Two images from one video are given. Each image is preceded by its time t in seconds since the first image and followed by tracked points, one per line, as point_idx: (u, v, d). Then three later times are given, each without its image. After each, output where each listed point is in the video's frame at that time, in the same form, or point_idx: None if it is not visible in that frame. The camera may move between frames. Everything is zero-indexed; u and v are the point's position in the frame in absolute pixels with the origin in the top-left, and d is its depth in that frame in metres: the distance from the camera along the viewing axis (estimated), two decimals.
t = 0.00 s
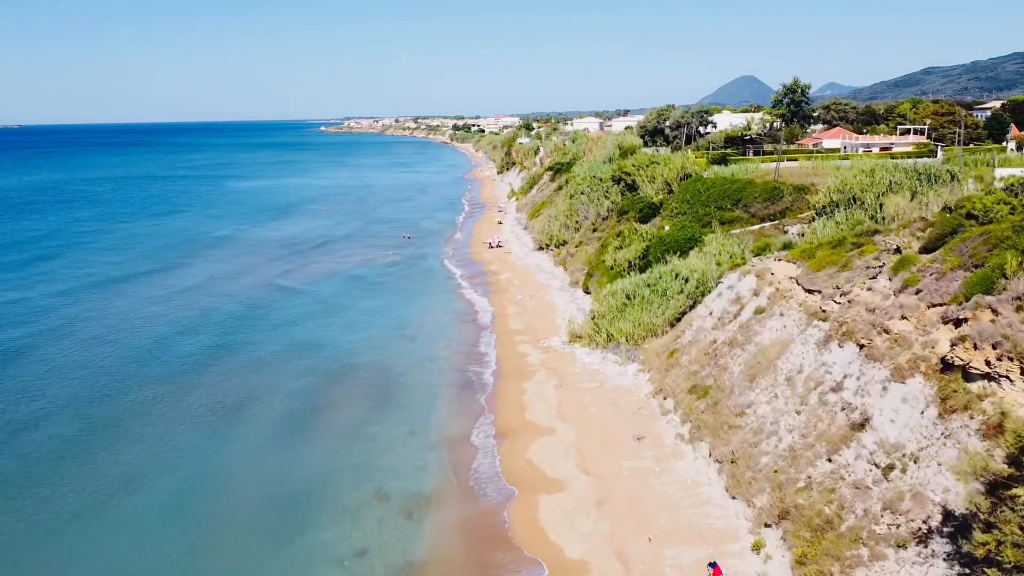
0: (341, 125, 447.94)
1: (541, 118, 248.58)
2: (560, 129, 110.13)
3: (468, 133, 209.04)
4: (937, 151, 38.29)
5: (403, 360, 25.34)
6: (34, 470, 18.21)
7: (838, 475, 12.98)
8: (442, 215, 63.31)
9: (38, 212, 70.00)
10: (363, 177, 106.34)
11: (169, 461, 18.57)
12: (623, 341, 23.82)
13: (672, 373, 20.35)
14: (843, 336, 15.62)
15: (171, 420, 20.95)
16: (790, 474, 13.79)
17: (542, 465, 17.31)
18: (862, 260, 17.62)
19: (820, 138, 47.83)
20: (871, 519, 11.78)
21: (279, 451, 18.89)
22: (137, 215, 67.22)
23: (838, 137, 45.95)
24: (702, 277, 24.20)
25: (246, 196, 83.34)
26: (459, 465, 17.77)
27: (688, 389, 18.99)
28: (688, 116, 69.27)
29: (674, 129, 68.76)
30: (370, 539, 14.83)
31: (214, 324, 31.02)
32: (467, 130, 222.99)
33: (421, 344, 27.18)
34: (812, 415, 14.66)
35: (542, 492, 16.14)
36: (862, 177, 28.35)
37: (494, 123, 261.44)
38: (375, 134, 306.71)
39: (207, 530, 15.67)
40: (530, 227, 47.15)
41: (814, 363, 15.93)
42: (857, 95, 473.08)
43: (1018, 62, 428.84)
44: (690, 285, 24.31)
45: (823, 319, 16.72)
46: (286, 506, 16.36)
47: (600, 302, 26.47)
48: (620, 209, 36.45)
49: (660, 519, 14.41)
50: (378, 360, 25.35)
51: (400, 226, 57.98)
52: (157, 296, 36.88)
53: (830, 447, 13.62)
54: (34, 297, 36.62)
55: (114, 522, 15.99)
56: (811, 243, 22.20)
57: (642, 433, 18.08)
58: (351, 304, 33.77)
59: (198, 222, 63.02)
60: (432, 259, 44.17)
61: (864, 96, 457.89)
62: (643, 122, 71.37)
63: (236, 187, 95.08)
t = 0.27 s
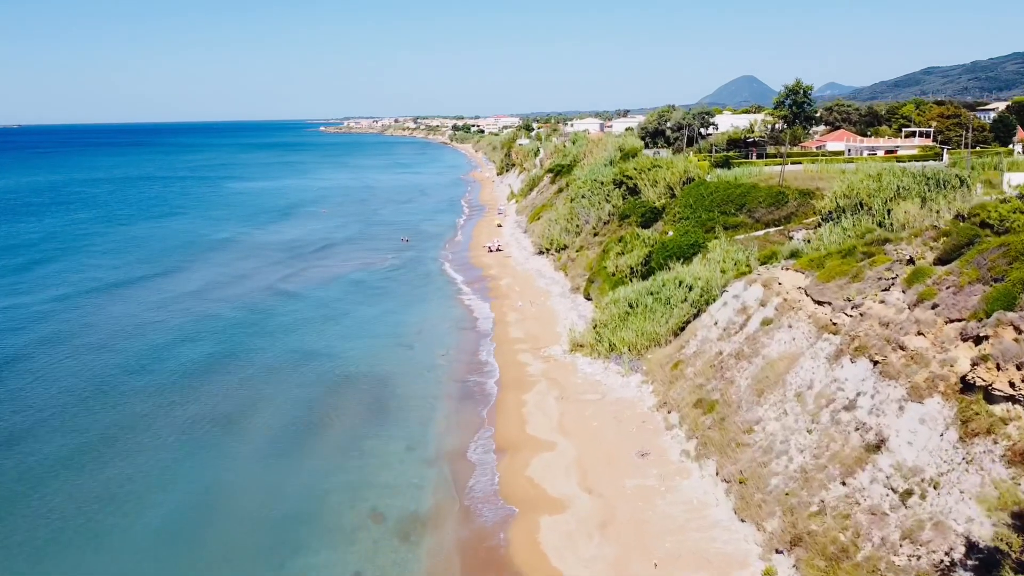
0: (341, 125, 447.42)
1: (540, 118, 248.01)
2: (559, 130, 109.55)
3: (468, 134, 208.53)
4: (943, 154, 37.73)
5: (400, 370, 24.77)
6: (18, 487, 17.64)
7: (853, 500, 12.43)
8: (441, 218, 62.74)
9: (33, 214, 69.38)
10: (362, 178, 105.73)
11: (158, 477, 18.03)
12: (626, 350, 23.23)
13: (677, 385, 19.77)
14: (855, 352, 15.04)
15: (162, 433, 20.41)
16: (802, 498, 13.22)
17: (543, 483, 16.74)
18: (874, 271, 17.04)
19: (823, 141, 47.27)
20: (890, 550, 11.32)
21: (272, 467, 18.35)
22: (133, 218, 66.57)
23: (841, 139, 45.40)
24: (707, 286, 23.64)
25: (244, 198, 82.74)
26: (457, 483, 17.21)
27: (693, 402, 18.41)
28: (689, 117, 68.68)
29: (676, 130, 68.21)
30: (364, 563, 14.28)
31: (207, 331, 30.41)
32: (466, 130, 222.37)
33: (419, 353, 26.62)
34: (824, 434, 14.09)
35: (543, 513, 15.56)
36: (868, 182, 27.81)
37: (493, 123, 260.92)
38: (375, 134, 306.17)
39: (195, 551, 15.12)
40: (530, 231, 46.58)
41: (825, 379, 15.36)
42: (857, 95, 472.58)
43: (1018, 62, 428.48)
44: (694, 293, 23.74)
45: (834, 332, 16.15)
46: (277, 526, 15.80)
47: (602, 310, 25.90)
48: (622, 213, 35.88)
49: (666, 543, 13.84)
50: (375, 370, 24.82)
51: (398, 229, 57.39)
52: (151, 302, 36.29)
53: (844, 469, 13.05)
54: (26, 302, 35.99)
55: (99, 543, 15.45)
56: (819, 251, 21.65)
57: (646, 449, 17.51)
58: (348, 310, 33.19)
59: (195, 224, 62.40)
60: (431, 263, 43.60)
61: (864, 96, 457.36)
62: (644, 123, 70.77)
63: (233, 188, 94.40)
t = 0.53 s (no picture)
0: (340, 125, 447.03)
1: (540, 119, 247.78)
2: (559, 132, 109.01)
3: (468, 134, 208.08)
4: (949, 158, 37.18)
5: (398, 381, 24.21)
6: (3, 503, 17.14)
7: (869, 529, 11.87)
8: (440, 221, 62.19)
9: (29, 216, 68.83)
10: (361, 179, 105.22)
11: (147, 494, 17.54)
12: (628, 361, 22.67)
13: (682, 399, 19.20)
14: (869, 369, 14.46)
15: (152, 447, 19.88)
16: (815, 524, 12.66)
17: (544, 503, 16.17)
18: (886, 283, 16.50)
19: (827, 144, 46.73)
20: None
21: (264, 484, 17.84)
22: (129, 220, 66.00)
23: (845, 142, 44.84)
24: (711, 295, 23.09)
25: (242, 199, 82.17)
26: (454, 503, 16.64)
27: (699, 418, 17.85)
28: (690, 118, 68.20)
29: (677, 132, 67.69)
30: None
31: (201, 339, 29.85)
32: (466, 131, 221.81)
33: (416, 362, 26.07)
34: (836, 456, 13.52)
35: (544, 535, 15.00)
36: (875, 188, 27.29)
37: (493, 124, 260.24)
38: (374, 135, 305.80)
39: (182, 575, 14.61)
40: (530, 235, 46.05)
41: (836, 396, 14.79)
42: (857, 96, 472.16)
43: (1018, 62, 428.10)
44: (699, 302, 23.19)
45: (846, 347, 15.59)
46: (268, 548, 15.29)
47: (604, 319, 25.36)
48: (623, 218, 35.33)
49: (672, 570, 13.27)
50: (371, 381, 24.29)
51: (397, 232, 56.83)
52: (145, 307, 35.72)
53: (858, 495, 12.48)
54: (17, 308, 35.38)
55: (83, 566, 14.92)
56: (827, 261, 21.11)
57: (650, 466, 16.95)
58: (344, 317, 32.61)
59: (191, 227, 61.80)
60: (430, 268, 43.06)
61: (864, 96, 456.82)
62: (645, 125, 70.23)
63: (231, 190, 93.74)
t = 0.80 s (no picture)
0: (339, 125, 446.55)
1: (539, 120, 247.29)
2: (560, 133, 108.44)
3: (467, 135, 207.68)
4: (956, 162, 36.64)
5: (395, 393, 23.66)
6: None
7: (888, 561, 11.32)
8: (439, 223, 61.64)
9: (24, 219, 68.31)
10: (359, 181, 104.72)
11: (135, 514, 17.04)
12: (631, 372, 22.10)
13: (687, 414, 18.63)
14: (884, 387, 13.90)
15: (142, 464, 19.35)
16: (830, 554, 12.12)
17: (546, 525, 15.62)
18: (899, 296, 15.94)
19: (830, 146, 46.18)
20: None
21: (255, 504, 17.34)
22: (126, 223, 65.39)
23: (849, 145, 44.30)
24: (716, 304, 22.53)
25: (239, 201, 81.57)
26: (453, 524, 16.10)
27: (705, 434, 17.29)
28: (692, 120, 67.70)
29: (678, 134, 67.16)
30: None
31: (195, 347, 29.28)
32: (465, 132, 221.24)
33: (414, 373, 25.53)
34: (851, 480, 12.96)
35: (546, 560, 14.45)
36: (883, 194, 26.75)
37: (493, 124, 259.63)
38: (374, 135, 305.17)
39: None
40: (530, 239, 45.50)
41: (849, 415, 14.23)
42: (857, 96, 471.66)
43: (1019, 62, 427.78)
44: (703, 312, 22.62)
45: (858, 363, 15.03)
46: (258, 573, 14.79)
47: (606, 328, 24.80)
48: (625, 223, 34.77)
49: None
50: (368, 392, 23.74)
51: (396, 236, 56.28)
52: (138, 313, 35.17)
53: (875, 522, 11.93)
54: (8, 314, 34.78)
55: None
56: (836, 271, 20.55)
57: (655, 485, 16.38)
58: (341, 324, 32.05)
59: (188, 230, 61.21)
60: (429, 272, 42.51)
61: (864, 96, 456.39)
62: (646, 127, 69.79)
63: (228, 191, 93.09)
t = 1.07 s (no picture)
0: (339, 125, 445.94)
1: (539, 120, 246.77)
2: (560, 134, 107.88)
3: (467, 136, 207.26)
4: (963, 166, 36.08)
5: (392, 406, 23.09)
6: None
7: None
8: (438, 226, 61.10)
9: (19, 221, 67.72)
10: (359, 182, 104.23)
11: (122, 535, 16.50)
12: (634, 384, 21.52)
13: (693, 429, 18.06)
14: (900, 407, 13.34)
15: (131, 480, 18.81)
16: None
17: (549, 548, 15.08)
18: (914, 310, 15.37)
19: (834, 149, 45.63)
20: None
21: (247, 523, 16.80)
22: (122, 226, 64.78)
23: (854, 148, 43.75)
24: (722, 314, 21.96)
25: (237, 203, 80.98)
26: (452, 547, 15.55)
27: (711, 452, 16.73)
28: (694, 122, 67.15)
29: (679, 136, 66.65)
30: None
31: (189, 355, 28.70)
32: (465, 132, 220.56)
33: (412, 383, 24.95)
34: (866, 506, 12.42)
35: None
36: (891, 200, 26.20)
37: (493, 124, 259.05)
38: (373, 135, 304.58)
39: None
40: (530, 242, 44.94)
41: (863, 436, 13.68)
42: (857, 96, 471.23)
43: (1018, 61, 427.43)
44: (708, 322, 22.05)
45: (872, 380, 14.47)
46: None
47: (608, 338, 24.24)
48: (627, 228, 34.22)
49: None
50: (364, 404, 23.19)
51: (395, 239, 55.71)
52: (132, 319, 34.58)
53: (894, 553, 11.42)
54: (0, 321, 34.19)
55: None
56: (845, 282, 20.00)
57: (660, 506, 15.82)
58: (338, 331, 31.48)
59: (185, 233, 60.62)
60: (427, 277, 41.95)
61: (864, 96, 455.93)
62: (647, 128, 69.32)
63: (226, 193, 92.48)
